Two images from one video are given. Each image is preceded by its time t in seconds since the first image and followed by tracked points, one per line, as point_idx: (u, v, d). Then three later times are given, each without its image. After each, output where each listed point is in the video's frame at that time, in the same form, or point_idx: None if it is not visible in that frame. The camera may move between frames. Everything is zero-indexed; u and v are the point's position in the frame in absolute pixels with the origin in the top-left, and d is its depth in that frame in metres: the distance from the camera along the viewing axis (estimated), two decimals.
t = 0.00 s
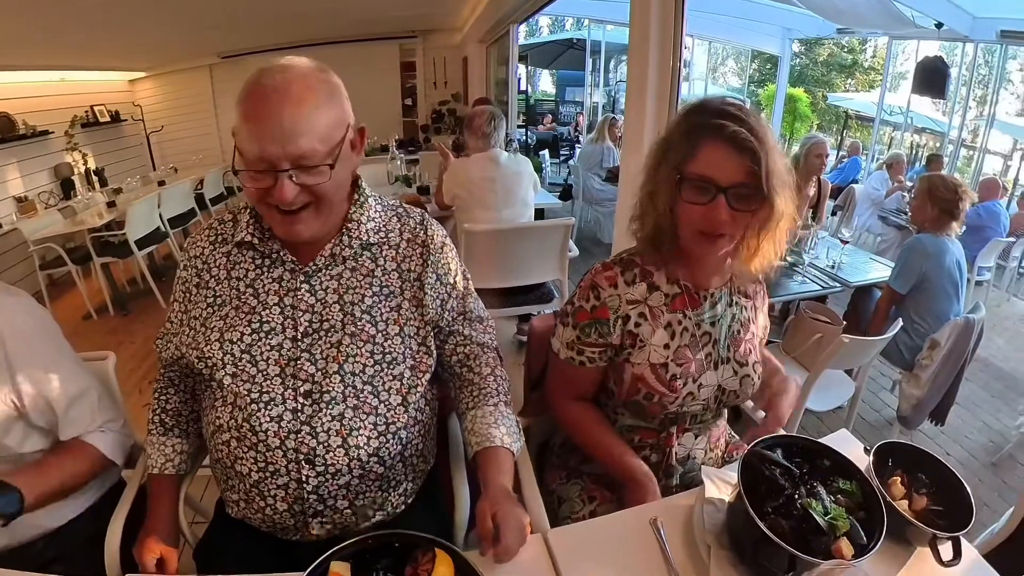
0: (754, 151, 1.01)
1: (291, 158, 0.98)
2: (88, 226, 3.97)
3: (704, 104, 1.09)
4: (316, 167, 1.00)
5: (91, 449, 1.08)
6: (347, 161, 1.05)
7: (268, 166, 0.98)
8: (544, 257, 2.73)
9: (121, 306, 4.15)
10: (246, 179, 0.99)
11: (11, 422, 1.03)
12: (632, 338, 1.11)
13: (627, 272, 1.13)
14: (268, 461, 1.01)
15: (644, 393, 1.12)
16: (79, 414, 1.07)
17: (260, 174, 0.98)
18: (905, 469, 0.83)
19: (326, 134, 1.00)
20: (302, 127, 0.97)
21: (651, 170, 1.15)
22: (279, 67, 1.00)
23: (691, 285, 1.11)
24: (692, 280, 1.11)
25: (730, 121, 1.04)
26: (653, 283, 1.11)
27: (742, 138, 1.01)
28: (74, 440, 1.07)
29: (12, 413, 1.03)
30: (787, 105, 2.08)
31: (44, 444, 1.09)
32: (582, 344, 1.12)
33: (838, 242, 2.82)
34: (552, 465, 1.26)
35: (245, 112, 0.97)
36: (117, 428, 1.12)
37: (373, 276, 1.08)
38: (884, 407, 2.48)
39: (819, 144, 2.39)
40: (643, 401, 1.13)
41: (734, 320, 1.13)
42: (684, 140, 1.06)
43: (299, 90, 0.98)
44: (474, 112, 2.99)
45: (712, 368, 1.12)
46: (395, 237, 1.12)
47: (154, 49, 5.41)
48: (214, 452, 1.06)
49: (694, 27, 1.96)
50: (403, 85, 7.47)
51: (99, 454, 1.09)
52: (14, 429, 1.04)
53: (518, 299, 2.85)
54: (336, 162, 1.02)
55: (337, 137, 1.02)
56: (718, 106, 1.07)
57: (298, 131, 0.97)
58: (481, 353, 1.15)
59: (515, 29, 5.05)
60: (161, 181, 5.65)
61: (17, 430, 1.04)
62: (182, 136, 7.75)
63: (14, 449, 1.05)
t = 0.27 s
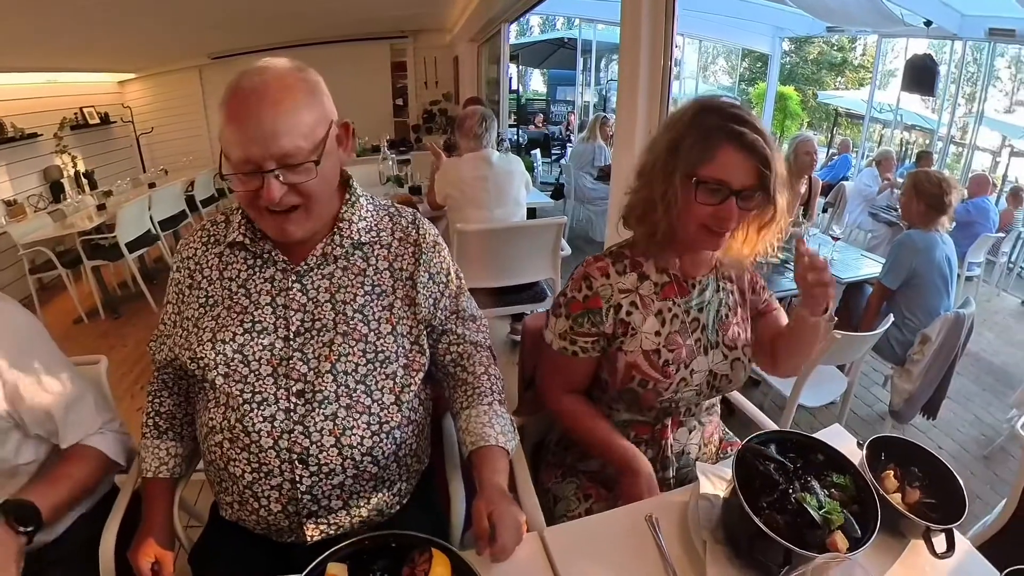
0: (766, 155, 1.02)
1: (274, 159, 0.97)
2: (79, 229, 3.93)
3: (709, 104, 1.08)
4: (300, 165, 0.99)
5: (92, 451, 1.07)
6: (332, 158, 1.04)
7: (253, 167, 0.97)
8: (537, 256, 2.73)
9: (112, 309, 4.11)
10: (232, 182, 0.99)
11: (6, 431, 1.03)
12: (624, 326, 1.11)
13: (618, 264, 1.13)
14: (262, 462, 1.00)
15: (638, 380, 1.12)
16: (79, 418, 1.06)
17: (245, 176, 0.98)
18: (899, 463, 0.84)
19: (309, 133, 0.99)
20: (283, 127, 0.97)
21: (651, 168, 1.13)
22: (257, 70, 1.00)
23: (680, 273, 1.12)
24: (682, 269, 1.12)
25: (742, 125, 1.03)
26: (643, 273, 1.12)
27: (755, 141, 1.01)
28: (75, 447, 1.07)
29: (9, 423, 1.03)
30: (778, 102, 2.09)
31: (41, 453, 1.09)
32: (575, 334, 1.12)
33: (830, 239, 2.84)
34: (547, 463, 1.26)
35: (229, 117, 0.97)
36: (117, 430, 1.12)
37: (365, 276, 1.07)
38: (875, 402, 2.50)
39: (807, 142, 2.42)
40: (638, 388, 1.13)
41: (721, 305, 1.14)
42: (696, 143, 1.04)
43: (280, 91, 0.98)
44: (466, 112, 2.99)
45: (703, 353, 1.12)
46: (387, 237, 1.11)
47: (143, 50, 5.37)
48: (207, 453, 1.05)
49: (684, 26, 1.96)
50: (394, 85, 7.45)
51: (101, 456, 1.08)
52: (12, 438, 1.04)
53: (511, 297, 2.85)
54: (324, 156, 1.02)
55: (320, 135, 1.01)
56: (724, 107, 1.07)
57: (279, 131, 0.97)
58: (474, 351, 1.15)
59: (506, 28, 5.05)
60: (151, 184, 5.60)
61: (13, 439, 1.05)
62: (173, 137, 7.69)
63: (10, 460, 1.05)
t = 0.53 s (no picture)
0: (772, 160, 1.01)
1: (260, 157, 0.96)
2: (68, 233, 3.89)
3: (714, 106, 1.07)
4: (286, 164, 0.98)
5: (82, 470, 1.06)
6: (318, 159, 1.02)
7: (240, 164, 0.96)
8: (529, 256, 2.73)
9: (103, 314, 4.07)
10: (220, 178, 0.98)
11: None
12: (618, 325, 1.12)
13: (612, 261, 1.14)
14: (257, 466, 1.00)
15: (631, 378, 1.13)
16: (68, 433, 1.05)
17: (232, 172, 0.97)
18: (893, 458, 0.85)
19: (297, 133, 0.99)
20: (269, 126, 0.96)
21: (653, 170, 1.13)
22: (249, 69, 0.99)
23: (676, 273, 1.12)
24: (677, 269, 1.12)
25: (751, 130, 1.03)
26: (637, 272, 1.12)
27: (762, 147, 1.01)
28: (65, 463, 1.06)
29: None
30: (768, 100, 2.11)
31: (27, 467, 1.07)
32: (565, 329, 1.13)
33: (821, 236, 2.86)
34: (543, 464, 1.26)
35: (219, 114, 0.97)
36: (106, 445, 1.11)
37: (358, 277, 1.07)
38: (868, 398, 2.52)
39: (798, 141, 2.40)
40: (631, 386, 1.14)
41: (715, 305, 1.15)
42: (703, 150, 1.03)
43: (271, 90, 0.97)
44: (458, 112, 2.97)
45: (696, 353, 1.13)
46: (380, 239, 1.11)
47: (131, 51, 5.31)
48: (202, 458, 1.05)
49: (676, 25, 1.97)
50: (385, 85, 7.42)
51: (91, 472, 1.07)
52: None
53: (504, 297, 2.85)
54: (308, 158, 1.00)
55: (309, 136, 1.00)
56: (730, 110, 1.05)
57: (267, 130, 0.96)
58: (469, 352, 1.15)
59: (497, 28, 5.04)
60: (141, 186, 5.55)
61: None
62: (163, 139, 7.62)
63: None
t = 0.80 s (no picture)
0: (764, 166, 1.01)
1: (235, 158, 0.95)
2: (57, 236, 3.85)
3: (710, 109, 1.06)
4: (261, 166, 0.97)
5: (64, 480, 1.04)
6: (295, 161, 1.01)
7: (215, 165, 0.95)
8: (519, 256, 2.73)
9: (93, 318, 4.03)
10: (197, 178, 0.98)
11: None
12: (610, 329, 1.12)
13: (604, 266, 1.13)
14: (248, 472, 0.99)
15: (625, 383, 1.13)
16: (47, 445, 1.02)
17: (208, 173, 0.96)
18: (885, 454, 0.86)
19: (275, 135, 0.97)
20: (244, 126, 0.95)
21: (646, 172, 1.12)
22: (233, 71, 0.98)
23: (666, 276, 1.13)
24: (667, 272, 1.12)
25: (745, 136, 1.02)
26: (628, 275, 1.12)
27: (755, 153, 1.00)
28: (45, 473, 1.04)
29: None
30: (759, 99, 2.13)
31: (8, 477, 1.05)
32: (559, 336, 1.12)
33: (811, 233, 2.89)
34: (535, 464, 1.25)
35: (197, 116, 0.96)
36: (91, 456, 1.08)
37: (347, 281, 1.06)
38: (859, 394, 2.54)
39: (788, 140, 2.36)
40: (624, 391, 1.14)
41: (706, 307, 1.16)
42: (697, 153, 1.03)
43: (251, 92, 0.96)
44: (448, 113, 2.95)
45: (688, 354, 1.13)
46: (369, 241, 1.10)
47: (118, 53, 5.26)
48: (193, 464, 1.04)
49: (665, 24, 1.98)
50: (374, 86, 7.39)
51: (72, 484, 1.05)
52: None
53: (495, 297, 2.85)
54: (284, 158, 0.98)
55: (287, 137, 0.99)
56: (726, 113, 1.05)
57: (242, 131, 0.95)
58: (460, 354, 1.15)
59: (487, 28, 5.04)
60: (130, 189, 5.49)
61: None
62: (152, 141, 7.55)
63: None
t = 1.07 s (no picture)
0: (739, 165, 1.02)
1: (207, 146, 0.93)
2: (28, 247, 3.73)
3: (685, 110, 1.06)
4: (233, 153, 0.95)
5: (37, 495, 1.01)
6: (268, 154, 0.98)
7: (187, 154, 0.94)
8: (499, 255, 2.72)
9: (69, 330, 3.92)
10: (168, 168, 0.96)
11: None
12: (592, 329, 1.13)
13: (583, 266, 1.13)
14: (233, 485, 0.97)
15: (608, 382, 1.14)
16: (17, 461, 0.99)
17: (180, 164, 0.94)
18: (867, 442, 0.88)
19: (248, 127, 0.96)
20: (216, 115, 0.93)
21: (622, 175, 1.13)
22: (202, 73, 0.95)
23: (646, 275, 1.13)
24: (647, 270, 1.13)
25: (722, 135, 1.02)
26: (608, 275, 1.13)
27: (731, 153, 1.01)
28: (20, 490, 1.01)
29: None
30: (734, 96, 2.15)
31: None
32: (540, 337, 1.12)
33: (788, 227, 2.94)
34: (522, 465, 1.25)
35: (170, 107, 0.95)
36: (66, 471, 1.05)
37: (327, 288, 1.05)
38: (839, 384, 2.58)
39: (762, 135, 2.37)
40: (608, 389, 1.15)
41: (687, 303, 1.17)
42: (673, 154, 1.03)
43: (225, 85, 0.94)
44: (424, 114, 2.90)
45: (671, 351, 1.15)
46: (348, 247, 1.09)
47: (85, 57, 5.12)
48: (177, 479, 1.02)
49: (640, 22, 2.00)
50: (350, 87, 7.30)
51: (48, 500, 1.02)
52: None
53: (476, 297, 2.84)
54: (257, 149, 0.96)
55: (260, 130, 0.97)
56: (700, 114, 1.04)
57: (215, 119, 0.93)
58: (442, 358, 1.14)
59: (462, 27, 5.02)
60: (104, 197, 5.36)
61: None
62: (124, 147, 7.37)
63: None
